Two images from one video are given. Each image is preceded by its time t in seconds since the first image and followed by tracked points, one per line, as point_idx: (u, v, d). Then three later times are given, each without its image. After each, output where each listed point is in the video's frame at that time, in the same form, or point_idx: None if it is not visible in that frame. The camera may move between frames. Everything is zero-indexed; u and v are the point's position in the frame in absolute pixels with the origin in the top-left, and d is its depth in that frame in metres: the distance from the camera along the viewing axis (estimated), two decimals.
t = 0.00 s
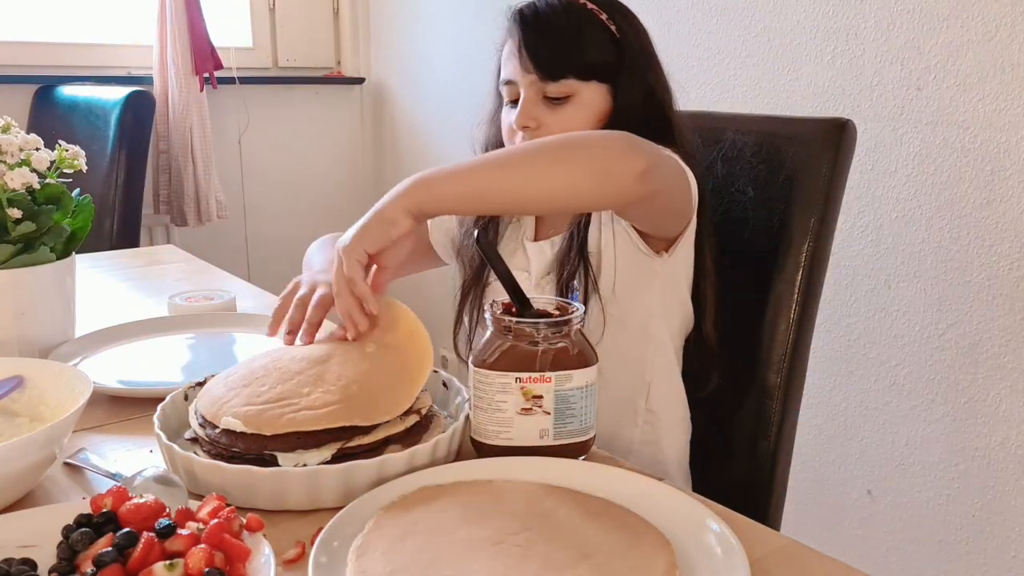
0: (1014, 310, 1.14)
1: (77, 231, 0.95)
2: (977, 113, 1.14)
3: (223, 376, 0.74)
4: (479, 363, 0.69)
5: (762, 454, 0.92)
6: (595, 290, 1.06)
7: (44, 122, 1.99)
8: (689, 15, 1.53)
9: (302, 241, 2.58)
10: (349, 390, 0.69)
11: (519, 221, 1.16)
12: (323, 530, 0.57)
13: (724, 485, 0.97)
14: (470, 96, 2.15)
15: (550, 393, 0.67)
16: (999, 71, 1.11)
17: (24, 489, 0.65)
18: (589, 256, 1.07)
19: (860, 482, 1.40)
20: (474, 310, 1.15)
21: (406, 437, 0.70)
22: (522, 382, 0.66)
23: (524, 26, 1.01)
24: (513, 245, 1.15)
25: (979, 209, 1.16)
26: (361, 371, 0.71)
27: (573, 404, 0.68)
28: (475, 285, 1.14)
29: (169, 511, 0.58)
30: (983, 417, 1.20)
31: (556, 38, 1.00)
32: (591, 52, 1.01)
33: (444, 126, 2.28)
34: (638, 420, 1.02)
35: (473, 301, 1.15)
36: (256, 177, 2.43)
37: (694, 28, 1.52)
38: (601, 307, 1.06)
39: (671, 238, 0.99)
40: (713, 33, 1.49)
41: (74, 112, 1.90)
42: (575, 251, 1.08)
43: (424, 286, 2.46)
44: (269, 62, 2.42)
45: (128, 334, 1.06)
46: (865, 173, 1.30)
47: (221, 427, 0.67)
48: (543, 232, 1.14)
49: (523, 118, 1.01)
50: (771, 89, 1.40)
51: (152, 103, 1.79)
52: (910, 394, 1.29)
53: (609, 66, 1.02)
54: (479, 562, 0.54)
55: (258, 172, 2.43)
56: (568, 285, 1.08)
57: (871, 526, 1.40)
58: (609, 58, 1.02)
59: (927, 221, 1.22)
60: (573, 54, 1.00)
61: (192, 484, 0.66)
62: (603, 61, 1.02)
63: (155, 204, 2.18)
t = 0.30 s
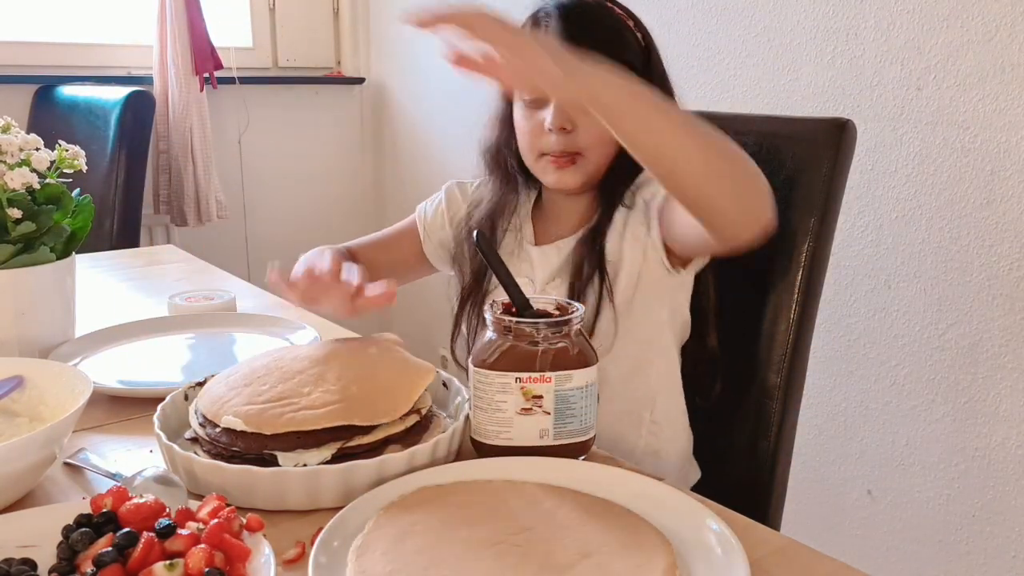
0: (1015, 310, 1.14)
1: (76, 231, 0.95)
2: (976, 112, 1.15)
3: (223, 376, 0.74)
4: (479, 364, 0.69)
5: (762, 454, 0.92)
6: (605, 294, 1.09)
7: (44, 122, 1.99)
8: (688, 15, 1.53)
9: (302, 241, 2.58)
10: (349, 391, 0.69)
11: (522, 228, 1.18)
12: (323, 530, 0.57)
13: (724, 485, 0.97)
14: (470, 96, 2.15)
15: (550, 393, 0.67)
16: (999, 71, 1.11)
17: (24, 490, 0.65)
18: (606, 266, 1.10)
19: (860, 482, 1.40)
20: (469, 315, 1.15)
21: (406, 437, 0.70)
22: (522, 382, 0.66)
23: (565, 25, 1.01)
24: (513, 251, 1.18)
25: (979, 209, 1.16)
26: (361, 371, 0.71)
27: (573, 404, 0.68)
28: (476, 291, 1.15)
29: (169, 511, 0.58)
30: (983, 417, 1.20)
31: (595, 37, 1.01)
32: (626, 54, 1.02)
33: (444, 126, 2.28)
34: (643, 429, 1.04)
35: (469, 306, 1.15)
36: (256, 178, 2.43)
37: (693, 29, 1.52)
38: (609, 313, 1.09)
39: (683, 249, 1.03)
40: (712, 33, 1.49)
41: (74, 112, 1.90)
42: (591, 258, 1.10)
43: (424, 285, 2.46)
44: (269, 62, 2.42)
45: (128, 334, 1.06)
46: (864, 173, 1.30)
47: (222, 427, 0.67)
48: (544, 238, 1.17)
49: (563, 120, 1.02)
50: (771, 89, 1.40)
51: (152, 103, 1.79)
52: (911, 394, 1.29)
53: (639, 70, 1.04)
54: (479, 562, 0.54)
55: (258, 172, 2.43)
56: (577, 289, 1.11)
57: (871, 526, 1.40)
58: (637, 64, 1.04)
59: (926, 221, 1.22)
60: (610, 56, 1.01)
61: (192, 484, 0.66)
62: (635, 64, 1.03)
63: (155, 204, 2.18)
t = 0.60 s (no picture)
0: (1015, 311, 1.14)
1: (76, 231, 0.95)
2: (976, 113, 1.15)
3: (223, 376, 0.74)
4: (480, 365, 0.68)
5: (762, 453, 0.92)
6: (607, 319, 1.03)
7: (43, 122, 1.98)
8: (688, 15, 1.53)
9: (302, 240, 2.58)
10: (348, 391, 0.69)
11: (519, 240, 1.13)
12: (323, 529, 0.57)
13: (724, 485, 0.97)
14: (469, 96, 2.15)
15: (550, 393, 0.67)
16: (999, 71, 1.11)
17: (24, 490, 0.65)
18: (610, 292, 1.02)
19: (860, 482, 1.40)
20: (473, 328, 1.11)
21: (405, 437, 0.70)
22: (522, 382, 0.66)
23: (590, 24, 0.98)
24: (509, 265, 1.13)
25: (979, 209, 1.16)
26: (361, 373, 0.71)
27: (573, 404, 0.67)
28: (481, 298, 1.11)
29: (169, 511, 0.58)
30: (983, 417, 1.20)
31: (616, 40, 0.98)
32: (641, 61, 1.01)
33: (444, 126, 2.28)
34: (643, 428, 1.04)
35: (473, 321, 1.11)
36: (256, 178, 2.43)
37: (693, 29, 1.52)
38: (611, 337, 1.03)
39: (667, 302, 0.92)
40: (712, 33, 1.49)
41: (73, 112, 1.89)
42: (589, 278, 1.03)
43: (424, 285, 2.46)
44: (269, 62, 2.42)
45: (127, 334, 1.06)
46: (864, 173, 1.30)
47: (221, 427, 0.67)
48: (540, 253, 1.12)
49: (574, 119, 0.98)
50: (770, 89, 1.40)
51: (151, 103, 1.79)
52: (911, 394, 1.29)
53: (651, 80, 1.02)
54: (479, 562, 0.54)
55: (257, 172, 2.43)
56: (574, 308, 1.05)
57: (871, 526, 1.40)
58: (647, 72, 1.02)
59: (926, 221, 1.22)
60: (627, 61, 0.99)
61: (192, 484, 0.66)
62: (647, 73, 1.02)
63: (155, 204, 2.18)
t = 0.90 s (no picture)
0: (1015, 311, 1.14)
1: (76, 231, 0.95)
2: (976, 113, 1.15)
3: (223, 376, 0.74)
4: (480, 365, 0.68)
5: (762, 454, 0.92)
6: (610, 321, 1.02)
7: (43, 122, 1.98)
8: (688, 15, 1.53)
9: (302, 240, 2.58)
10: (348, 391, 0.69)
11: (519, 240, 1.14)
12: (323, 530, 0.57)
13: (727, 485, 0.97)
14: (469, 96, 2.15)
15: (550, 393, 0.67)
16: (999, 71, 1.11)
17: (23, 490, 0.65)
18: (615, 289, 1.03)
19: (860, 482, 1.40)
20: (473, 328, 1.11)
21: (405, 437, 0.70)
22: (522, 382, 0.66)
23: (589, 22, 0.98)
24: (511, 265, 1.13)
25: (979, 209, 1.15)
26: (360, 373, 0.71)
27: (573, 404, 0.67)
28: (480, 298, 1.11)
29: (168, 511, 0.58)
30: (983, 417, 1.20)
31: (616, 39, 0.99)
32: (640, 58, 1.00)
33: (444, 126, 2.28)
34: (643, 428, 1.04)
35: (473, 321, 1.11)
36: (256, 178, 2.43)
37: (693, 29, 1.52)
38: (613, 337, 1.03)
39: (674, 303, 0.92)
40: (712, 33, 1.49)
41: (73, 112, 1.89)
42: (594, 277, 1.04)
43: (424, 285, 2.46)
44: (269, 62, 2.42)
45: (127, 334, 1.06)
46: (864, 173, 1.30)
47: (221, 427, 0.67)
48: (539, 253, 1.12)
49: (574, 119, 0.98)
50: (770, 89, 1.40)
51: (151, 103, 1.79)
52: (911, 394, 1.29)
53: (649, 78, 1.02)
54: (479, 562, 0.54)
55: (257, 172, 2.43)
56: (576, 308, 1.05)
57: (871, 526, 1.40)
58: (648, 69, 1.02)
59: (926, 221, 1.22)
60: (626, 59, 0.99)
61: (192, 484, 0.66)
62: (647, 71, 1.02)
63: (155, 204, 2.18)
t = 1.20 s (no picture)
0: (1015, 311, 1.14)
1: (76, 231, 0.95)
2: (976, 112, 1.15)
3: (223, 376, 0.74)
4: (480, 365, 0.68)
5: (762, 453, 0.92)
6: (612, 316, 1.02)
7: (43, 122, 1.98)
8: (688, 14, 1.53)
9: (301, 240, 2.58)
10: (348, 391, 0.69)
11: (521, 238, 1.13)
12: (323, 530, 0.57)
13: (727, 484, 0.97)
14: (470, 95, 2.15)
15: (550, 393, 0.67)
16: (999, 71, 1.11)
17: (23, 490, 0.65)
18: (617, 284, 1.02)
19: (860, 481, 1.40)
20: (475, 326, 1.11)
21: (405, 437, 0.70)
22: (522, 382, 0.66)
23: (591, 20, 0.98)
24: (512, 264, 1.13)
25: (979, 209, 1.15)
26: (362, 373, 0.71)
27: (572, 404, 0.67)
28: (483, 297, 1.11)
29: (168, 511, 0.58)
30: (983, 417, 1.20)
31: (619, 36, 0.99)
32: (641, 56, 1.00)
33: (444, 125, 2.27)
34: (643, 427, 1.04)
35: (475, 319, 1.10)
36: (256, 178, 2.43)
37: (693, 29, 1.52)
38: (616, 332, 1.02)
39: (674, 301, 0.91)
40: (712, 32, 1.49)
41: (73, 112, 1.89)
42: (596, 273, 1.03)
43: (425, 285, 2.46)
44: (269, 62, 2.42)
45: (127, 334, 1.06)
46: (864, 173, 1.30)
47: (221, 427, 0.67)
48: (542, 251, 1.12)
49: (576, 114, 0.98)
50: (770, 89, 1.40)
51: (151, 103, 1.79)
52: (910, 394, 1.29)
53: (651, 76, 1.02)
54: (479, 562, 0.54)
55: (257, 173, 2.43)
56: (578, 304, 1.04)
57: (871, 525, 1.40)
58: (651, 68, 1.02)
59: (926, 221, 1.22)
60: (627, 56, 0.99)
61: (191, 484, 0.66)
62: (647, 69, 1.02)
63: (155, 204, 2.18)
